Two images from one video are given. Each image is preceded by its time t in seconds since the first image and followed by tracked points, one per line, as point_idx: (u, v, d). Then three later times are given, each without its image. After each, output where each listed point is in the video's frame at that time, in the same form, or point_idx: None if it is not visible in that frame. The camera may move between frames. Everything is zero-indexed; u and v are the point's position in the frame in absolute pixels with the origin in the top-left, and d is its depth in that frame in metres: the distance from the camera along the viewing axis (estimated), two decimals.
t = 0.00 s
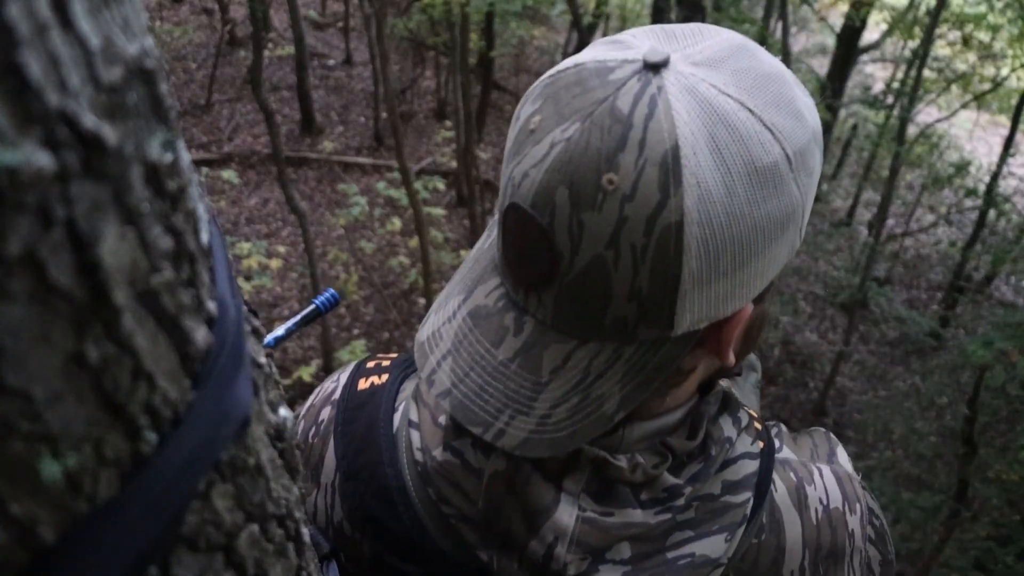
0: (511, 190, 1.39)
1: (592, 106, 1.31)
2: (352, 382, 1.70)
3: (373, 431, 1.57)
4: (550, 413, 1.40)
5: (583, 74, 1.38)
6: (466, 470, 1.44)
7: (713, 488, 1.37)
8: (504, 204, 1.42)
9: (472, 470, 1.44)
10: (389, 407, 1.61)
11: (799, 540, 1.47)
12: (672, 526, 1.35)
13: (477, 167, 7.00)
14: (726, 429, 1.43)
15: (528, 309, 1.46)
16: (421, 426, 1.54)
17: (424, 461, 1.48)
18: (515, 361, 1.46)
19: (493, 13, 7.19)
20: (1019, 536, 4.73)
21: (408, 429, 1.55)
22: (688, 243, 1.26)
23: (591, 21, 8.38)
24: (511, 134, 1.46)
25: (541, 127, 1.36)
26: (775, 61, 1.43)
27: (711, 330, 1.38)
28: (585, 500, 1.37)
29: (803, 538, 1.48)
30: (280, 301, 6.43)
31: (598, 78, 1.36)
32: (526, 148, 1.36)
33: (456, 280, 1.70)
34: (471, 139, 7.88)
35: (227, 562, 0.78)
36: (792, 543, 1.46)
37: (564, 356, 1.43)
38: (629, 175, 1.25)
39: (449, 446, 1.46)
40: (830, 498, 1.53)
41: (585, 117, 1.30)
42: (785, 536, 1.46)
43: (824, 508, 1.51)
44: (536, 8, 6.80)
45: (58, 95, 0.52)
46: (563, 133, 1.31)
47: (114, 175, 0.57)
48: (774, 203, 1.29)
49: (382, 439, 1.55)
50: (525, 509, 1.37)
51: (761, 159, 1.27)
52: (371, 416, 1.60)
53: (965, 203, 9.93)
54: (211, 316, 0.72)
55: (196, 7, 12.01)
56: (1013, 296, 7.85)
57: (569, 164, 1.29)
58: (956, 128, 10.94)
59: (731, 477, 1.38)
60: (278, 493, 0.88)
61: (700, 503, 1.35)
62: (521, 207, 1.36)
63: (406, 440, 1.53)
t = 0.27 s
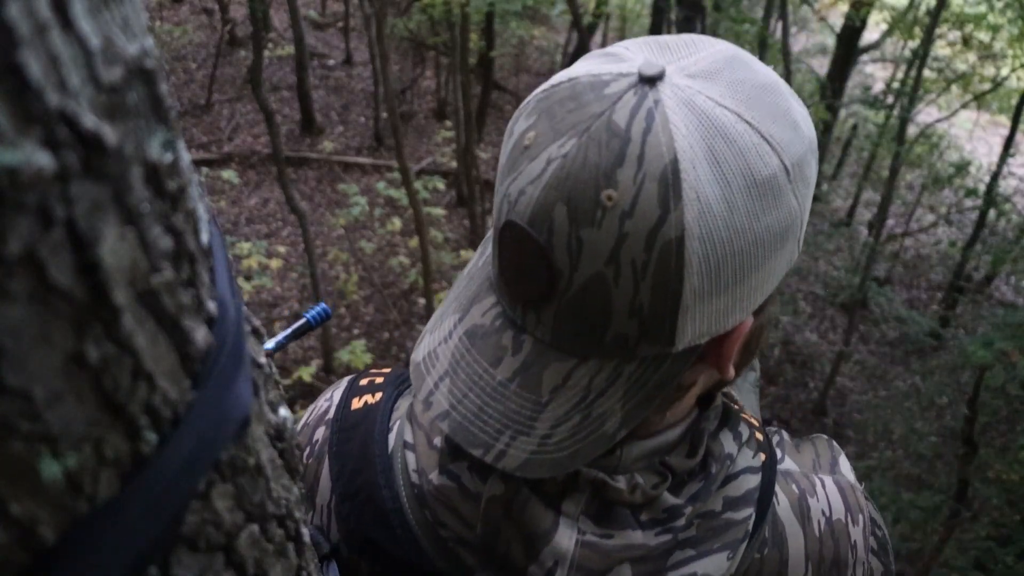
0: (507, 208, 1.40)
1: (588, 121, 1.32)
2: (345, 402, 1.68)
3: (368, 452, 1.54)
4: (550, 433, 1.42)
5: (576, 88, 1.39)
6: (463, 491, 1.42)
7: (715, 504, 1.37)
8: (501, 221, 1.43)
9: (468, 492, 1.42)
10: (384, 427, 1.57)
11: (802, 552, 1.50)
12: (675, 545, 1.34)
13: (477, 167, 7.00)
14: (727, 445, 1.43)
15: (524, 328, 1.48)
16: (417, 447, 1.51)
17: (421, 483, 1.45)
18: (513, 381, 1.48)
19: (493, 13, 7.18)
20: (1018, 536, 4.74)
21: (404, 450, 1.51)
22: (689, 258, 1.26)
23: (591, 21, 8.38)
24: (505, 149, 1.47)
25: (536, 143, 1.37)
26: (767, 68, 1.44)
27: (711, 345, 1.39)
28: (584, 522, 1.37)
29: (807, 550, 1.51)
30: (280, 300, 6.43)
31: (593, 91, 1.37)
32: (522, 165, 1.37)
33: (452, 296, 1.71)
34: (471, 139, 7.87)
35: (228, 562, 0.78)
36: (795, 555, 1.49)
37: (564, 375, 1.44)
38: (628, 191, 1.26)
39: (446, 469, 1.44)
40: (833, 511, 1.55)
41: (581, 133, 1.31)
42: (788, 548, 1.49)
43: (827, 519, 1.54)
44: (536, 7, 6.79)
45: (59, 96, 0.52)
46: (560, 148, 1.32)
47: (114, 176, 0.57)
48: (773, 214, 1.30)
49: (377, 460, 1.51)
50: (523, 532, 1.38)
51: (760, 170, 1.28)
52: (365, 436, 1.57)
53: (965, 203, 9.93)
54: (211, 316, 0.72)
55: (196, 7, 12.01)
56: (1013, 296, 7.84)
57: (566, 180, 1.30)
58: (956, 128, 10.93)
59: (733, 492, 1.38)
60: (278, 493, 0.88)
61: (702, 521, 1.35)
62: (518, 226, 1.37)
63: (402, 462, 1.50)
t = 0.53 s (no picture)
0: (497, 241, 1.46)
1: (582, 155, 1.37)
2: (331, 418, 1.81)
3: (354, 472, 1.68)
4: (538, 473, 1.51)
5: (570, 121, 1.45)
6: (447, 523, 1.56)
7: (705, 536, 1.47)
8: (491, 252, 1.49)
9: (451, 524, 1.56)
10: (370, 449, 1.72)
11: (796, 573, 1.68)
12: None
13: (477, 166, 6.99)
14: (717, 478, 1.51)
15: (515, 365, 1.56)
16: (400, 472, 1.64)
17: (405, 511, 1.60)
18: (499, 418, 1.57)
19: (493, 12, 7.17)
20: (1018, 536, 4.74)
21: (389, 475, 1.66)
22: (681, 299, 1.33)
23: (591, 21, 8.37)
24: (497, 179, 1.54)
25: (527, 177, 1.43)
26: (769, 101, 1.51)
27: (704, 385, 1.47)
28: (570, 560, 1.47)
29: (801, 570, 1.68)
30: (280, 300, 6.43)
31: (587, 123, 1.42)
32: (513, 198, 1.43)
33: (443, 322, 1.81)
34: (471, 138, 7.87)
35: (228, 562, 0.78)
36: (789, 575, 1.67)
37: (551, 413, 1.53)
38: (621, 231, 1.31)
39: (430, 502, 1.57)
40: (829, 533, 1.72)
41: (574, 168, 1.36)
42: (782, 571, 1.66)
43: (821, 542, 1.71)
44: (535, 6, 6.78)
45: (59, 95, 0.52)
46: (552, 183, 1.37)
47: (113, 176, 0.57)
48: (771, 255, 1.37)
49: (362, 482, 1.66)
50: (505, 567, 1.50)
51: (756, 210, 1.34)
52: (351, 457, 1.71)
53: (965, 203, 9.93)
54: (211, 316, 0.72)
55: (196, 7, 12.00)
56: (1013, 296, 7.84)
57: (558, 217, 1.35)
58: (957, 128, 10.93)
59: (724, 524, 1.48)
60: (278, 493, 0.88)
61: (692, 554, 1.45)
62: (507, 260, 1.43)
63: (387, 486, 1.65)
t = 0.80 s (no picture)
0: (495, 282, 1.54)
1: (584, 203, 1.43)
2: (331, 422, 1.87)
3: (354, 480, 1.74)
4: (536, 514, 1.62)
5: (571, 163, 1.50)
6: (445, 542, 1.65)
7: (709, 554, 1.58)
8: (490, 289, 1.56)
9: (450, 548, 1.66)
10: (371, 458, 1.78)
11: None
12: None
13: (476, 166, 6.99)
14: (722, 498, 1.63)
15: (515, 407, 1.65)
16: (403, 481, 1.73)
17: (407, 523, 1.68)
18: (499, 457, 1.67)
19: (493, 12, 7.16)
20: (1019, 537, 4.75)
21: (391, 485, 1.73)
22: (685, 354, 1.41)
23: (591, 21, 8.38)
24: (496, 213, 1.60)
25: (526, 217, 1.49)
26: (785, 128, 1.59)
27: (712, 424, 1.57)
28: None
29: None
30: (280, 300, 6.43)
31: (590, 164, 1.48)
32: (514, 241, 1.50)
33: (443, 346, 1.89)
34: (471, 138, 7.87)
35: (227, 562, 0.78)
36: None
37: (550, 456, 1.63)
38: (624, 286, 1.38)
39: (432, 514, 1.65)
40: (829, 543, 1.80)
41: (576, 215, 1.42)
42: None
43: (823, 554, 1.78)
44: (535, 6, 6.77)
45: (58, 95, 0.52)
46: (552, 231, 1.44)
47: (113, 176, 0.57)
48: (776, 304, 1.44)
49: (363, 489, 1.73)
50: None
51: (761, 262, 1.41)
52: (352, 464, 1.77)
53: (966, 204, 9.93)
54: (211, 316, 0.72)
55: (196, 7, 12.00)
56: (1013, 297, 7.84)
57: (561, 268, 1.42)
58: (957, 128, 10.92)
59: (728, 541, 1.59)
60: (278, 493, 0.88)
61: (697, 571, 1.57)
62: (506, 303, 1.51)
63: (389, 495, 1.72)
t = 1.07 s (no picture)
0: (482, 272, 1.54)
1: (567, 189, 1.43)
2: (329, 420, 1.86)
3: (348, 476, 1.72)
4: (531, 502, 1.61)
5: (554, 150, 1.50)
6: (436, 532, 1.63)
7: (703, 550, 1.58)
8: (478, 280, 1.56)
9: (442, 536, 1.63)
10: (365, 453, 1.77)
11: None
12: None
13: (476, 167, 6.99)
14: (717, 493, 1.64)
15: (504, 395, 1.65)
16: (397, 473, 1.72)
17: (401, 514, 1.66)
18: (492, 448, 1.67)
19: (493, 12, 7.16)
20: (1018, 536, 4.76)
21: (386, 477, 1.72)
22: (674, 336, 1.41)
23: (591, 21, 8.38)
24: (481, 204, 1.60)
25: (511, 205, 1.50)
26: (768, 113, 1.58)
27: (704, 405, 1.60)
28: (564, 567, 1.60)
29: None
30: (280, 301, 6.43)
31: (573, 151, 1.48)
32: (498, 230, 1.50)
33: (434, 340, 1.90)
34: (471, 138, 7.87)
35: (228, 562, 0.78)
36: None
37: (543, 445, 1.63)
38: (611, 270, 1.38)
39: (425, 504, 1.63)
40: (826, 552, 1.82)
41: (559, 202, 1.42)
42: None
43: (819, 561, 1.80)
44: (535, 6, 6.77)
45: (59, 95, 0.52)
46: (536, 218, 1.44)
47: (113, 176, 0.57)
48: (762, 284, 1.44)
49: (357, 484, 1.71)
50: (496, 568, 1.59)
51: (746, 242, 1.41)
52: (347, 460, 1.76)
53: (965, 204, 9.93)
54: (211, 316, 0.72)
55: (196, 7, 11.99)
56: (1013, 296, 7.84)
57: (545, 255, 1.43)
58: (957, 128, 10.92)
59: (721, 539, 1.60)
60: (278, 494, 0.88)
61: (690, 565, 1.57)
62: (494, 293, 1.51)
63: (383, 487, 1.70)
